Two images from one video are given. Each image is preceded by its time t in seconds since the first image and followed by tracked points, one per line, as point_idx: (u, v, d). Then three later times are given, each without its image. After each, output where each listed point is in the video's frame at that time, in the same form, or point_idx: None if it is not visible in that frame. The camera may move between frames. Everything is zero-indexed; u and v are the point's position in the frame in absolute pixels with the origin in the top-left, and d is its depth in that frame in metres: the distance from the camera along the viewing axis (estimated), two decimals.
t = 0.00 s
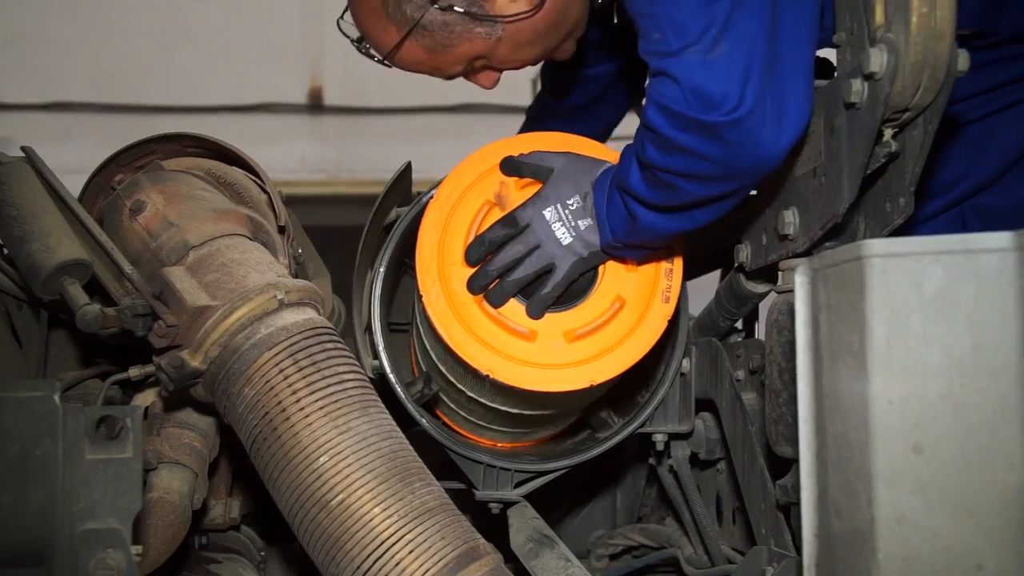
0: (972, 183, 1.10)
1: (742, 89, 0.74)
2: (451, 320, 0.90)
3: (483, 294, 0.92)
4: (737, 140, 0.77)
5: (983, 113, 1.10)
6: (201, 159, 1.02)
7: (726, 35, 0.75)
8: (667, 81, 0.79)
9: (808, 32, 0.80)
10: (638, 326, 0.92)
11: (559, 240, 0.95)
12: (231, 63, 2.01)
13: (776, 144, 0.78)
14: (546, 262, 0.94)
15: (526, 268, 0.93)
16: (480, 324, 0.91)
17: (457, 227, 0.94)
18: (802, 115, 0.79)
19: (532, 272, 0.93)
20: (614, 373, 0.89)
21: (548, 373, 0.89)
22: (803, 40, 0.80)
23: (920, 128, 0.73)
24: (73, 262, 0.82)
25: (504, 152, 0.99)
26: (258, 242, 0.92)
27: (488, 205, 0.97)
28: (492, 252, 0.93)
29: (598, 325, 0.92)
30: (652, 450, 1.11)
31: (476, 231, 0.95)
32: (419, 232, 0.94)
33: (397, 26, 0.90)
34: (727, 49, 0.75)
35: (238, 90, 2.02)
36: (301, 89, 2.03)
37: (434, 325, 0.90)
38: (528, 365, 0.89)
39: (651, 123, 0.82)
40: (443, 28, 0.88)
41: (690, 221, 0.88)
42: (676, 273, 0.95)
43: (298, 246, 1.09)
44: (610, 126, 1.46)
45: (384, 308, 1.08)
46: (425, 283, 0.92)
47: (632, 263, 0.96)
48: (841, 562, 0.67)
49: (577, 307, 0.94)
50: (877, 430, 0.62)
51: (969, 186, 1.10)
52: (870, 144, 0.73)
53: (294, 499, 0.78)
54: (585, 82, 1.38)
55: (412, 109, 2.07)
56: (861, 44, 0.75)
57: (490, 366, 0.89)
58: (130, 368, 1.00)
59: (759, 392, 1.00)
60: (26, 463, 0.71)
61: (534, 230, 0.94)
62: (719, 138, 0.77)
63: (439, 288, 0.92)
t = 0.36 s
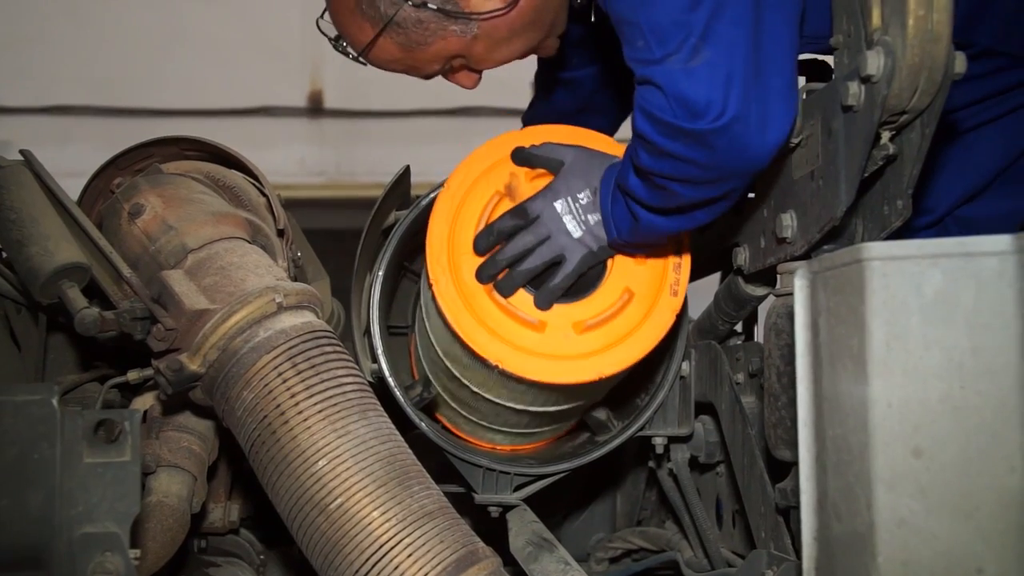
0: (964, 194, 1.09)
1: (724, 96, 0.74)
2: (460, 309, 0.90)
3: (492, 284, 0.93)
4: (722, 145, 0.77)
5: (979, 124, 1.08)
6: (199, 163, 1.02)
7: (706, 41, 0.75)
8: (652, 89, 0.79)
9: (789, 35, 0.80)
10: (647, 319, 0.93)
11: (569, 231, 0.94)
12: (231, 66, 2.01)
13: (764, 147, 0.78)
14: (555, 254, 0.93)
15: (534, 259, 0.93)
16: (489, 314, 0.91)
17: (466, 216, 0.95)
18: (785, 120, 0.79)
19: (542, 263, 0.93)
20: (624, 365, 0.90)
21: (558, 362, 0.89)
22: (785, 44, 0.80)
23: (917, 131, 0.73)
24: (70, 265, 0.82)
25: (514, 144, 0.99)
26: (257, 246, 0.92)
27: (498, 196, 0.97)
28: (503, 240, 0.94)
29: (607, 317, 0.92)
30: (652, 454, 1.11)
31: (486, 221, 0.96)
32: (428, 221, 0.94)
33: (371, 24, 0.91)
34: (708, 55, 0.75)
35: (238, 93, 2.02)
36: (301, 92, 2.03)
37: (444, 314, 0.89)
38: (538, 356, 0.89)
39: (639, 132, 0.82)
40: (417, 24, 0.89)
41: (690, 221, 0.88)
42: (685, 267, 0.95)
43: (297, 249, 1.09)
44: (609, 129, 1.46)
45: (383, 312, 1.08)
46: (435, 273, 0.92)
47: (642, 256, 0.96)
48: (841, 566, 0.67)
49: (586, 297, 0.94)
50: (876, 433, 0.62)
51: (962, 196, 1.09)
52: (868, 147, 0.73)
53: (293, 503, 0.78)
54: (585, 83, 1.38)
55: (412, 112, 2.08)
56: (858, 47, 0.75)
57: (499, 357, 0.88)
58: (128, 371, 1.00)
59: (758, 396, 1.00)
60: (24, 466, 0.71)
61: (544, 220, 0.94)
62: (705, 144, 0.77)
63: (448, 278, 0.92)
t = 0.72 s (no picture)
0: (960, 203, 1.09)
1: (731, 118, 0.75)
2: (441, 324, 0.91)
3: (474, 300, 0.94)
4: (726, 169, 0.77)
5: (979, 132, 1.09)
6: (199, 165, 1.02)
7: (707, 65, 0.75)
8: (652, 114, 0.79)
9: (784, 51, 0.81)
10: (629, 341, 0.92)
11: (553, 253, 0.96)
12: (232, 68, 2.01)
13: (768, 169, 0.78)
14: (535, 275, 0.94)
15: (515, 276, 0.94)
16: (470, 330, 0.92)
17: (452, 233, 0.96)
18: (789, 136, 0.79)
19: (523, 282, 0.94)
20: (601, 385, 0.89)
21: (536, 379, 0.89)
22: (783, 52, 0.80)
23: (920, 133, 0.73)
24: (69, 267, 0.82)
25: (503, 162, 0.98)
26: (257, 248, 0.92)
27: (484, 213, 0.98)
28: (486, 257, 0.94)
29: (587, 336, 0.92)
30: (652, 456, 1.10)
31: (471, 237, 0.97)
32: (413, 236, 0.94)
33: (362, 52, 0.91)
34: (711, 80, 0.75)
35: (239, 94, 2.02)
36: (302, 94, 2.03)
37: (425, 329, 0.90)
38: (515, 372, 0.89)
39: (638, 158, 0.82)
40: (408, 52, 0.89)
41: (684, 247, 0.88)
42: (671, 289, 0.94)
43: (297, 251, 1.09)
44: (610, 131, 1.46)
45: (383, 315, 1.07)
46: (417, 287, 0.92)
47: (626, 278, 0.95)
48: (842, 570, 0.67)
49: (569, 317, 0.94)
50: (877, 436, 0.62)
51: (957, 205, 1.10)
52: (871, 149, 0.73)
53: (292, 505, 0.77)
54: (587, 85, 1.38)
55: (413, 115, 2.08)
56: (861, 50, 0.75)
57: (477, 372, 0.89)
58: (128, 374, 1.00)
59: (759, 398, 0.99)
60: (22, 469, 0.71)
61: (528, 240, 0.95)
62: (709, 168, 0.77)
63: (431, 293, 0.92)
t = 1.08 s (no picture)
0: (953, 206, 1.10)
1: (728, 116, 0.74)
2: (485, 301, 0.89)
3: (517, 277, 0.92)
4: (732, 163, 0.77)
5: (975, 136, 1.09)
6: (198, 167, 1.02)
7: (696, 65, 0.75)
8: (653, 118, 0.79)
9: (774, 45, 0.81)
10: (666, 324, 0.93)
11: (598, 233, 0.93)
12: (233, 71, 2.02)
13: (774, 155, 0.78)
14: (580, 255, 0.92)
15: (560, 254, 0.92)
16: (512, 307, 0.90)
17: (495, 209, 0.95)
18: (788, 125, 0.79)
19: (569, 261, 0.92)
20: (639, 367, 0.90)
21: (575, 357, 0.89)
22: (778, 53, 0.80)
23: (915, 133, 0.73)
24: (68, 270, 0.82)
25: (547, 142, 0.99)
26: (256, 249, 0.92)
27: (528, 191, 0.97)
28: (530, 236, 0.93)
29: (629, 317, 0.92)
30: (653, 457, 1.10)
31: (513, 215, 0.96)
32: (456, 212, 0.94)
33: (324, 35, 0.91)
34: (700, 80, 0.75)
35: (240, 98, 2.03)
36: (302, 96, 2.04)
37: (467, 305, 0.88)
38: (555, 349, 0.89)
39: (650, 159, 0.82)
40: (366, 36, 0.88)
41: (714, 228, 0.88)
42: (709, 274, 0.94)
43: (297, 253, 1.09)
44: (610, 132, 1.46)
45: (383, 315, 1.07)
46: (460, 262, 0.91)
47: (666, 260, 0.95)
48: (842, 571, 0.66)
49: (610, 296, 0.93)
50: (877, 437, 0.62)
51: (950, 206, 1.10)
52: (866, 149, 0.72)
53: (292, 507, 0.77)
54: (587, 86, 1.38)
55: (413, 117, 2.08)
56: (856, 50, 0.75)
57: (521, 350, 0.88)
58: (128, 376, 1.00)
59: (759, 399, 0.99)
60: (21, 471, 0.71)
61: (574, 219, 0.94)
62: (715, 164, 0.77)
63: (473, 269, 0.91)
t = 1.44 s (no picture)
0: (947, 208, 1.14)
1: (732, 102, 0.75)
2: (429, 343, 0.92)
3: (464, 320, 0.95)
4: (732, 151, 0.77)
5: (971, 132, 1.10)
6: (196, 168, 1.02)
7: (696, 54, 0.75)
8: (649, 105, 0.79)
9: (766, 42, 0.81)
10: (615, 365, 0.93)
11: (546, 279, 0.95)
12: (233, 73, 2.02)
13: (772, 143, 0.79)
14: (527, 301, 0.95)
15: (506, 301, 0.95)
16: (456, 349, 0.93)
17: (445, 247, 0.96)
18: (783, 116, 0.80)
19: (514, 308, 0.95)
20: (585, 411, 0.91)
21: (518, 403, 0.91)
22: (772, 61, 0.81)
23: (914, 133, 0.73)
24: (68, 271, 0.81)
25: (498, 177, 0.97)
26: (255, 251, 0.92)
27: (477, 229, 0.98)
28: (476, 280, 0.96)
29: (572, 361, 0.94)
30: (653, 458, 1.10)
31: (462, 255, 0.98)
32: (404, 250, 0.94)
33: (284, 2, 0.95)
34: (700, 69, 0.75)
35: (241, 99, 2.03)
36: (302, 98, 2.04)
37: (411, 348, 0.91)
38: (501, 396, 0.91)
39: (637, 147, 0.82)
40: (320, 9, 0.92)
41: (688, 242, 0.87)
42: (660, 311, 0.93)
43: (296, 254, 1.09)
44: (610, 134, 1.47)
45: (383, 316, 1.07)
46: (406, 302, 0.93)
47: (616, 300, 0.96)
48: (843, 572, 0.66)
49: (556, 337, 0.96)
50: (877, 438, 0.62)
51: (943, 211, 1.14)
52: (865, 150, 0.72)
53: (291, 509, 0.77)
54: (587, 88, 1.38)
55: (413, 118, 2.09)
56: (854, 50, 0.75)
57: (460, 393, 0.90)
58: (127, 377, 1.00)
59: (759, 400, 0.99)
60: (21, 473, 0.71)
61: (519, 265, 0.96)
62: (716, 152, 0.78)
63: (419, 309, 0.93)
